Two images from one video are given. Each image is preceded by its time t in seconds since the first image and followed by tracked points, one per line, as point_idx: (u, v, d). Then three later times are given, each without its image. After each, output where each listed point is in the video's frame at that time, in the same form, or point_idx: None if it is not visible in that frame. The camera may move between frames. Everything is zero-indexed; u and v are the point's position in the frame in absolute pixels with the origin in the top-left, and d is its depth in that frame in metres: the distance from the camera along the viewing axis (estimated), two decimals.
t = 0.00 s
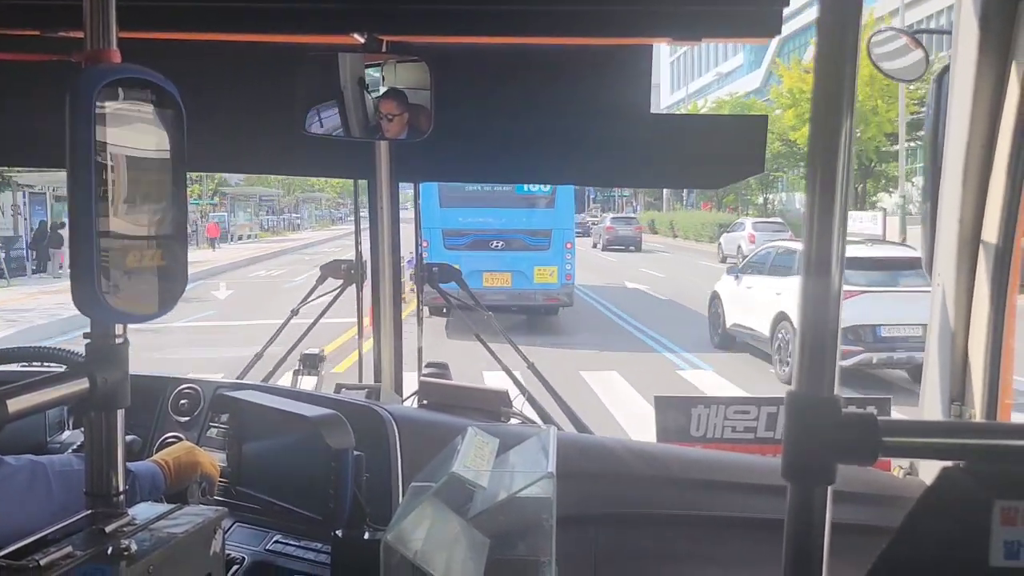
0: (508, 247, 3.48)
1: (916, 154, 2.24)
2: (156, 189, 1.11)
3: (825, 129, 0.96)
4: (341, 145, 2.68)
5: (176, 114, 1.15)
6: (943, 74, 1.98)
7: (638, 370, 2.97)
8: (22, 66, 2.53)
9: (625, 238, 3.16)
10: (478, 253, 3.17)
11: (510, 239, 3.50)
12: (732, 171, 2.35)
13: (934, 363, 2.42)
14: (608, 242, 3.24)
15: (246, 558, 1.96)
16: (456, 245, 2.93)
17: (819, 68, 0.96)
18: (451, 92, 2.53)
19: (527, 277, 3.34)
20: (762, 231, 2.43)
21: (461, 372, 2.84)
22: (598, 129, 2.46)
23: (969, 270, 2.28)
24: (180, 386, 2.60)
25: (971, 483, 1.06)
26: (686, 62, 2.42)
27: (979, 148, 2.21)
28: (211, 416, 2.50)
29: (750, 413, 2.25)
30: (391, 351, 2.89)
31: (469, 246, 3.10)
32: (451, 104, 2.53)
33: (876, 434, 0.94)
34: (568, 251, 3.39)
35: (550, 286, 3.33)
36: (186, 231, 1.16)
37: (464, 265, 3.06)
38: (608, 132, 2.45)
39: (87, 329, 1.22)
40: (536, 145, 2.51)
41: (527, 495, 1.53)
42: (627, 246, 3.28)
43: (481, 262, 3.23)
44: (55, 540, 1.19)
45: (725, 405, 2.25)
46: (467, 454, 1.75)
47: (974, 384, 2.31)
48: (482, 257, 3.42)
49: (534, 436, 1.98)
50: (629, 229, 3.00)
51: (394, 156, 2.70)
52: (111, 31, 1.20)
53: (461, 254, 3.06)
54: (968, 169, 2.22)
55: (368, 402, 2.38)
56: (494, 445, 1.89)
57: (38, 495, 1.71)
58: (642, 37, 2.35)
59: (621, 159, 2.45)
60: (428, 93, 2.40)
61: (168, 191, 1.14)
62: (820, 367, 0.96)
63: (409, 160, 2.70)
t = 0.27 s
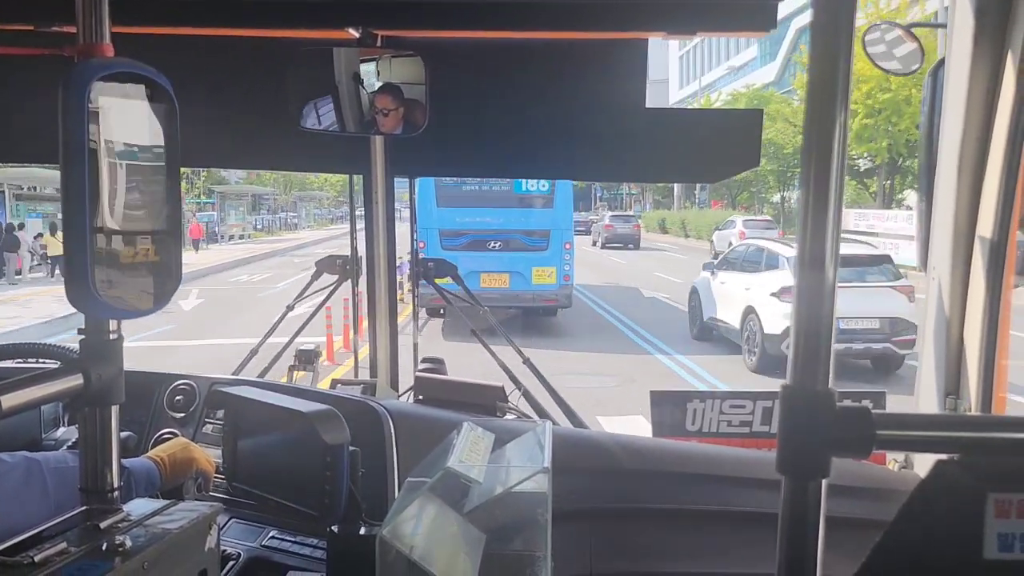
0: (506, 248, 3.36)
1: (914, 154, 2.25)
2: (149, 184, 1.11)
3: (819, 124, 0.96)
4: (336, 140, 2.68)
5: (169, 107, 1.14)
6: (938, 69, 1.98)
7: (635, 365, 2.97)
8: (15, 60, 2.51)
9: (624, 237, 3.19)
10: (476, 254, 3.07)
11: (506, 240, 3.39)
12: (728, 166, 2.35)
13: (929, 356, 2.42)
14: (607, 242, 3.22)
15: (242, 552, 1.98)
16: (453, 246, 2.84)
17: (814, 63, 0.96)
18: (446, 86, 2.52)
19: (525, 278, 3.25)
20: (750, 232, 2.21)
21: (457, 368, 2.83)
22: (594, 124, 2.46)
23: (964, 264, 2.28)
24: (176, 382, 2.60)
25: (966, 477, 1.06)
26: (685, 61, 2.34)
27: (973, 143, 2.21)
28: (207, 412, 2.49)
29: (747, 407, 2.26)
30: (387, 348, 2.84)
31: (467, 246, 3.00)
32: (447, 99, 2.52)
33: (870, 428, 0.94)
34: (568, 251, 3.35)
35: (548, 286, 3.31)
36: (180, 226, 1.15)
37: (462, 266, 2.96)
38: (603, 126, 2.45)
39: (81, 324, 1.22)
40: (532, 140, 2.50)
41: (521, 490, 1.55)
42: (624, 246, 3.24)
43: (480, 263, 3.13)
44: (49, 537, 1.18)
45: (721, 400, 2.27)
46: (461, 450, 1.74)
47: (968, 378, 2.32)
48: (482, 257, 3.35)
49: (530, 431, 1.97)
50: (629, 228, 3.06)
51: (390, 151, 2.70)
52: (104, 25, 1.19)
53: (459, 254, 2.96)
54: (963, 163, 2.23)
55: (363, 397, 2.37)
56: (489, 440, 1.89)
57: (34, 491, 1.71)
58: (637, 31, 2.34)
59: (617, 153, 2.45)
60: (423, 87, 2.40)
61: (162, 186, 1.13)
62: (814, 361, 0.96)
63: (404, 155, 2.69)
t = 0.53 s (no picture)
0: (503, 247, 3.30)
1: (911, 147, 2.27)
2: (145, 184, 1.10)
3: (816, 123, 0.96)
4: (330, 139, 2.67)
5: (166, 107, 1.13)
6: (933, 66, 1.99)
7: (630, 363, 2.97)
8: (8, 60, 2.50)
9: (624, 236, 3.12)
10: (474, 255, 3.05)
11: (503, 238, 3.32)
12: (723, 164, 2.35)
13: (925, 353, 2.43)
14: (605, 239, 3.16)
15: (238, 553, 1.98)
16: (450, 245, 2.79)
17: (810, 62, 0.96)
18: (441, 85, 2.52)
19: (522, 279, 3.21)
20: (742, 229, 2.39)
21: (452, 367, 2.83)
22: (589, 122, 2.46)
23: (959, 262, 2.29)
24: (170, 382, 2.60)
25: (962, 474, 1.06)
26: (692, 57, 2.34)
27: (968, 141, 2.22)
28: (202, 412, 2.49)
29: (742, 405, 2.25)
30: (382, 349, 2.84)
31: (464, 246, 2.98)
32: (442, 98, 2.52)
33: (867, 426, 0.94)
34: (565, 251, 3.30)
35: (544, 286, 3.30)
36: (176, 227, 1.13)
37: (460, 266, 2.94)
38: (598, 125, 2.45)
39: (76, 325, 1.21)
40: (527, 138, 2.50)
41: (519, 489, 1.53)
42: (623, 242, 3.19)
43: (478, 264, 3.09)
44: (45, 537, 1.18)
45: (716, 398, 2.25)
46: (458, 449, 1.74)
47: (963, 375, 2.33)
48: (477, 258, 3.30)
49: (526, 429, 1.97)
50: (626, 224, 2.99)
51: (384, 150, 2.69)
52: (99, 24, 1.19)
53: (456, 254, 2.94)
54: (958, 162, 2.24)
55: (359, 396, 2.37)
56: (485, 439, 1.89)
57: (29, 492, 1.71)
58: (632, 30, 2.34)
59: (611, 151, 2.45)
60: (418, 87, 2.40)
61: (158, 187, 1.11)
62: (811, 360, 0.96)
63: (399, 154, 2.69)
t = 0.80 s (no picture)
0: (499, 249, 3.32)
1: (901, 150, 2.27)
2: (137, 189, 1.11)
3: (810, 126, 0.96)
4: (324, 142, 2.67)
5: (158, 110, 1.13)
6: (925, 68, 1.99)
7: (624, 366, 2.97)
8: None
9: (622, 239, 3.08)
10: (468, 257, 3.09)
11: (499, 241, 3.34)
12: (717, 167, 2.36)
13: (918, 355, 2.44)
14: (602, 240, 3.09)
15: (232, 557, 1.97)
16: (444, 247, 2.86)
17: (805, 65, 0.96)
18: (435, 88, 2.52)
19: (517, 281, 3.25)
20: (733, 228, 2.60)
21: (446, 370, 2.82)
22: (583, 125, 2.46)
23: (951, 264, 2.30)
24: (163, 386, 2.59)
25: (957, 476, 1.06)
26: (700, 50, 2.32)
27: (960, 145, 2.23)
28: (196, 416, 2.50)
29: (737, 408, 2.26)
30: (376, 351, 2.86)
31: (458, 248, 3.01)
32: (436, 101, 2.52)
33: (863, 427, 0.94)
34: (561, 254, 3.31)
35: (541, 289, 3.31)
36: (169, 230, 1.14)
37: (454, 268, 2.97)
38: (593, 128, 2.45)
39: (69, 329, 1.20)
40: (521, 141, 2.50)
41: (513, 492, 1.53)
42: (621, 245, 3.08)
43: (472, 267, 3.13)
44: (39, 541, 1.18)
45: (711, 400, 2.26)
46: (453, 452, 1.75)
47: (956, 377, 2.34)
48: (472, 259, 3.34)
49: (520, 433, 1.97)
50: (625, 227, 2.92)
51: (378, 153, 2.69)
52: (92, 26, 1.18)
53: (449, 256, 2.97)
54: (950, 166, 2.25)
55: (353, 399, 2.36)
56: (480, 442, 1.89)
57: (21, 497, 1.70)
58: (627, 34, 2.35)
59: (606, 153, 2.46)
60: (411, 90, 2.40)
61: (149, 192, 1.12)
62: (807, 362, 0.96)
63: (394, 156, 2.69)
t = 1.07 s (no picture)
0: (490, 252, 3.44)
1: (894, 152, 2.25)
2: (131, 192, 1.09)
3: (806, 128, 0.96)
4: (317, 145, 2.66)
5: (149, 111, 1.12)
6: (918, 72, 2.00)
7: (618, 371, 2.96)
8: None
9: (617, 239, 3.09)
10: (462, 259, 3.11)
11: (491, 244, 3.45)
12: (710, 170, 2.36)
13: (913, 359, 2.43)
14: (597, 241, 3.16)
15: (224, 563, 1.95)
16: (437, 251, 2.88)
17: (800, 67, 0.96)
18: (429, 92, 2.52)
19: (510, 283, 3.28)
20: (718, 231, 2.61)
21: (439, 374, 2.81)
22: (577, 129, 2.46)
23: (945, 268, 2.30)
24: (155, 390, 2.57)
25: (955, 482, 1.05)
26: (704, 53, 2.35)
27: (954, 149, 2.24)
28: (188, 420, 2.48)
29: (731, 412, 2.26)
30: (369, 355, 2.84)
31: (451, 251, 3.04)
32: (430, 104, 2.52)
33: (859, 433, 0.94)
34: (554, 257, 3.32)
35: (536, 293, 3.31)
36: (162, 234, 1.12)
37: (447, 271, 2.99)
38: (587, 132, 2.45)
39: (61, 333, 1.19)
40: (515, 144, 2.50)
41: (508, 497, 1.53)
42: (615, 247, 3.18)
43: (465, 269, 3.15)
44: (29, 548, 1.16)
45: (705, 404, 2.26)
46: (447, 457, 1.73)
47: (950, 380, 2.34)
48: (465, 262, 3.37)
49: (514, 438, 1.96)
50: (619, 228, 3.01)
51: (372, 156, 2.68)
52: (84, 28, 1.18)
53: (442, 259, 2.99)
54: (944, 170, 2.25)
55: (347, 404, 2.35)
56: (474, 447, 1.88)
57: (11, 501, 1.69)
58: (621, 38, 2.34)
59: (600, 157, 2.45)
60: (405, 92, 2.40)
61: (143, 194, 1.10)
62: (803, 367, 0.96)
63: (387, 160, 2.68)
